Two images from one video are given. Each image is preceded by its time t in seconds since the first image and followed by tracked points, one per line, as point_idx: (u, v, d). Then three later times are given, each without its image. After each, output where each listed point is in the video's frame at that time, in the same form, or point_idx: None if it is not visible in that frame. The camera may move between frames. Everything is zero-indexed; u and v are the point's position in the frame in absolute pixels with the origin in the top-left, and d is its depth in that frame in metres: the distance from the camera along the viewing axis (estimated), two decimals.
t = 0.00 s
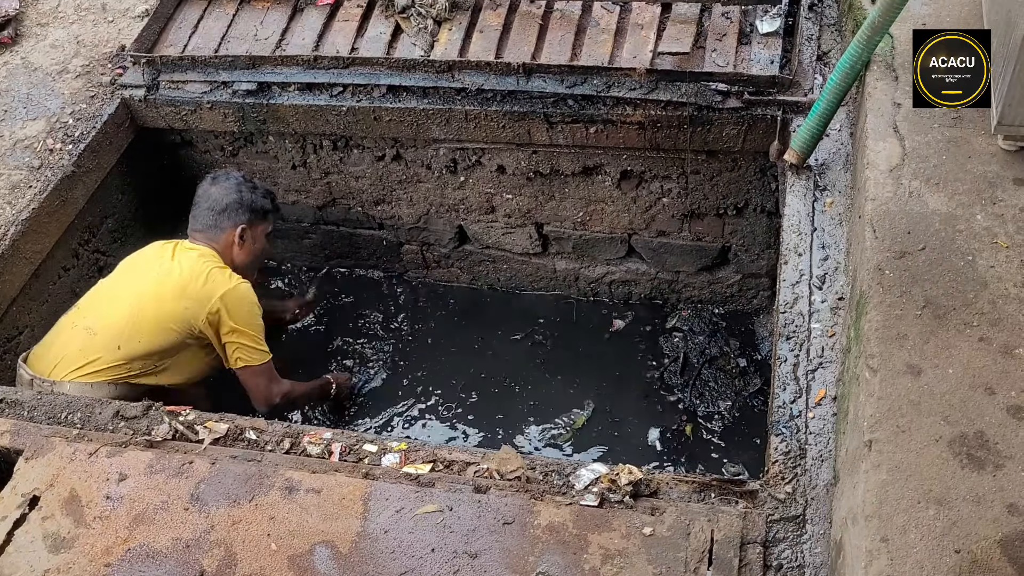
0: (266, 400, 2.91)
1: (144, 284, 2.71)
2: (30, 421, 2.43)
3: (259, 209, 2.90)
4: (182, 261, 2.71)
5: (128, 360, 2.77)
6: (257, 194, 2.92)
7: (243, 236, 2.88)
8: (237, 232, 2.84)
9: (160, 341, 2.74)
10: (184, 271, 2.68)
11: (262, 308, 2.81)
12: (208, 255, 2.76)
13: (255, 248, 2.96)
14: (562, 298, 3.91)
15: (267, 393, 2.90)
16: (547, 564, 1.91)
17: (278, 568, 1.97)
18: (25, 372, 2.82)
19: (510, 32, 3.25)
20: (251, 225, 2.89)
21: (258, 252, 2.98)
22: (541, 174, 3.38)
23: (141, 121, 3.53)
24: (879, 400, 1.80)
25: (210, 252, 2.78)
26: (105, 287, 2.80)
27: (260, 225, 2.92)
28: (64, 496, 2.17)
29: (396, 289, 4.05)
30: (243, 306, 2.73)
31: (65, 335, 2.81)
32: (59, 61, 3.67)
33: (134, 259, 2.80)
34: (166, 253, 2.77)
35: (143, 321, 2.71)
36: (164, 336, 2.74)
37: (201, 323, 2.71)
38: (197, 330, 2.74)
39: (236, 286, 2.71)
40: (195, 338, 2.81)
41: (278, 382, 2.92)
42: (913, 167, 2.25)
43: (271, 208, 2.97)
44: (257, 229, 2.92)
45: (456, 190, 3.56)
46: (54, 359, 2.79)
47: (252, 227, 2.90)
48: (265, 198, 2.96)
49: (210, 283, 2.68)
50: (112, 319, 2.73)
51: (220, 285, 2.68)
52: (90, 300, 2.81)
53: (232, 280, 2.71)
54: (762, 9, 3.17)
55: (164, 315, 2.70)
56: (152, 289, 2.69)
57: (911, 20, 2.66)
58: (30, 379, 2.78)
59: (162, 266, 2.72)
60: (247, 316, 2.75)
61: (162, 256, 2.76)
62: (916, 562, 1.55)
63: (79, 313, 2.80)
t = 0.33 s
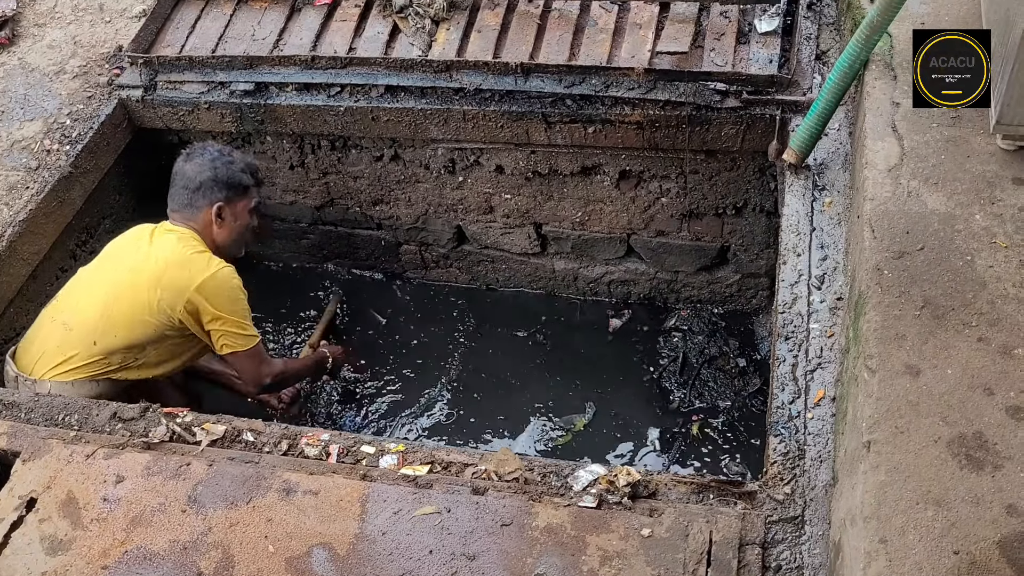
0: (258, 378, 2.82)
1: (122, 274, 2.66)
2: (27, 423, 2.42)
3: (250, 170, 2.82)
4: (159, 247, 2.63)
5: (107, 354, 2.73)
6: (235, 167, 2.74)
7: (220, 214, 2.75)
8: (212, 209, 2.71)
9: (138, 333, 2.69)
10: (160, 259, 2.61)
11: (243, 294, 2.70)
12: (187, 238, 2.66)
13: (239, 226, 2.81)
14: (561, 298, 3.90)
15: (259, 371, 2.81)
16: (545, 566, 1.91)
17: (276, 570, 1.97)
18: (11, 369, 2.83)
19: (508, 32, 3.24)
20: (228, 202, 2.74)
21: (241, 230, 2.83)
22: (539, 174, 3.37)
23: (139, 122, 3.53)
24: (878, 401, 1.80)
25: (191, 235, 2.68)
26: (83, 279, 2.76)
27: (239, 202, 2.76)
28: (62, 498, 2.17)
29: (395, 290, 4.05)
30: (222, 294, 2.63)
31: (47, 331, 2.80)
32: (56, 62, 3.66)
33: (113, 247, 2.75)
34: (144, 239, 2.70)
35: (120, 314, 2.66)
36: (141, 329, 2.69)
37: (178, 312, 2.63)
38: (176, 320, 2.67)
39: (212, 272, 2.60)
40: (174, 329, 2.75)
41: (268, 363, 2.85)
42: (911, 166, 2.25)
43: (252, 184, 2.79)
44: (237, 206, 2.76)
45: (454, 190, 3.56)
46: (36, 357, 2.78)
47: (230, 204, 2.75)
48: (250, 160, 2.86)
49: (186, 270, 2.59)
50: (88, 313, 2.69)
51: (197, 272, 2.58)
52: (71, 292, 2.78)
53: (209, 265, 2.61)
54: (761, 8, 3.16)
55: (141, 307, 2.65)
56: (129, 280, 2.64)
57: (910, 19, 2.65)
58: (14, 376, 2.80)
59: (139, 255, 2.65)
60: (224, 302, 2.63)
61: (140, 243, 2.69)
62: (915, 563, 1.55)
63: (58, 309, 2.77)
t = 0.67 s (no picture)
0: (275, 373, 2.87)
1: (123, 279, 2.64)
2: (30, 422, 2.42)
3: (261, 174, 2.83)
4: (163, 252, 2.62)
5: (106, 358, 2.73)
6: (242, 171, 2.73)
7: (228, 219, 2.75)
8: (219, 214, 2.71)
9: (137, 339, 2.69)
10: (165, 264, 2.59)
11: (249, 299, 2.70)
12: (192, 244, 2.65)
13: (247, 231, 2.80)
14: (564, 297, 3.90)
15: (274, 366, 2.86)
16: (548, 564, 1.91)
17: (279, 569, 1.97)
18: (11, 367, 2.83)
19: (510, 31, 3.24)
20: (236, 207, 2.73)
21: (250, 237, 2.83)
22: (541, 173, 3.37)
23: (141, 121, 3.53)
24: (882, 399, 1.79)
25: (197, 241, 2.67)
26: (84, 281, 2.75)
27: (246, 207, 2.75)
28: (64, 497, 2.17)
29: (394, 289, 4.04)
30: (225, 302, 2.62)
31: (47, 330, 2.80)
32: (58, 61, 3.66)
33: (115, 248, 2.72)
34: (148, 242, 2.68)
35: (119, 319, 2.66)
36: (141, 333, 2.67)
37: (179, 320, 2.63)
38: (176, 328, 2.66)
39: (216, 281, 2.59)
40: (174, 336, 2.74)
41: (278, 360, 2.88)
42: (915, 165, 2.25)
43: (261, 189, 2.78)
44: (243, 210, 2.75)
45: (457, 189, 3.55)
46: (36, 357, 2.78)
47: (238, 209, 2.74)
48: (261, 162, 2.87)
49: (189, 279, 2.58)
50: (88, 316, 2.68)
51: (201, 281, 2.58)
52: (72, 293, 2.77)
53: (216, 271, 2.60)
54: (764, 6, 3.16)
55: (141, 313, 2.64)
56: (131, 284, 2.63)
57: (913, 16, 2.64)
58: (13, 375, 2.80)
59: (142, 259, 2.64)
60: (230, 308, 2.64)
61: (143, 246, 2.67)
62: (919, 562, 1.54)
63: (57, 309, 2.76)
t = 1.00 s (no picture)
0: (211, 388, 2.69)
1: (115, 256, 2.67)
2: (36, 420, 2.43)
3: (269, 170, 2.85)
4: (155, 230, 2.65)
5: (98, 337, 2.74)
6: (229, 148, 2.75)
7: (217, 195, 2.78)
8: (207, 189, 2.76)
9: (127, 317, 2.70)
10: (156, 242, 2.61)
11: (231, 280, 2.66)
12: (183, 224, 2.67)
13: (238, 207, 2.81)
14: (568, 296, 3.91)
15: (213, 381, 2.69)
16: (554, 563, 1.91)
17: (285, 567, 1.97)
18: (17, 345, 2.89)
19: (514, 30, 3.24)
20: (223, 184, 2.75)
21: (241, 214, 2.84)
22: (545, 172, 3.38)
23: (146, 120, 3.54)
24: (887, 397, 1.79)
25: (190, 221, 2.69)
26: (82, 262, 2.79)
27: (234, 183, 2.75)
28: (71, 495, 2.17)
29: (397, 289, 4.04)
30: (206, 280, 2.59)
31: (46, 313, 2.83)
32: (64, 61, 3.67)
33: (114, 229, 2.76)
34: (145, 224, 2.71)
35: (109, 296, 2.67)
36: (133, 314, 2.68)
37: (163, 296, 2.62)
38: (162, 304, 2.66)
39: (199, 257, 2.58)
40: (163, 315, 2.74)
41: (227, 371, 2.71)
42: (920, 164, 2.25)
43: (251, 165, 2.77)
44: (232, 186, 2.76)
45: (461, 188, 3.56)
46: (34, 338, 2.81)
47: (226, 186, 2.76)
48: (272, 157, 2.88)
49: (175, 254, 2.58)
50: (83, 296, 2.70)
51: (185, 256, 2.57)
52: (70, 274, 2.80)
53: (203, 253, 2.59)
54: (769, 5, 3.16)
55: (129, 289, 2.64)
56: (122, 262, 2.64)
57: (918, 16, 2.63)
58: (19, 355, 2.86)
59: (136, 238, 2.66)
60: (209, 292, 2.59)
61: (141, 226, 2.70)
62: (925, 560, 1.54)
63: (57, 291, 2.79)
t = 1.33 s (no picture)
0: (144, 358, 2.55)
1: (121, 237, 2.70)
2: (40, 417, 2.43)
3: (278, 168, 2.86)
4: (162, 213, 2.68)
5: (99, 318, 2.75)
6: (253, 140, 2.78)
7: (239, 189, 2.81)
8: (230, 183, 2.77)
9: (125, 298, 2.70)
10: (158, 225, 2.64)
11: (224, 267, 2.65)
12: (191, 209, 2.70)
13: (256, 201, 2.85)
14: (572, 295, 3.91)
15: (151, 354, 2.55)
16: (557, 559, 1.91)
17: (289, 563, 1.98)
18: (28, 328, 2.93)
19: (517, 28, 3.25)
20: (246, 178, 2.78)
21: (259, 209, 2.88)
22: (548, 170, 3.38)
23: (149, 118, 3.54)
24: (890, 395, 1.80)
25: (200, 207, 2.73)
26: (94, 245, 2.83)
27: (257, 178, 2.79)
28: (75, 492, 2.18)
29: (400, 288, 4.05)
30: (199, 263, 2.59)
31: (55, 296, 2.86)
32: (67, 58, 3.68)
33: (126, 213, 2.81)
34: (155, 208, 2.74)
35: (110, 275, 2.68)
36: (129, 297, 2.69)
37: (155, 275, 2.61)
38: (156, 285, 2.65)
39: (197, 240, 2.59)
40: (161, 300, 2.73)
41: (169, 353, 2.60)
42: (923, 161, 2.25)
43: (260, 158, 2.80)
44: (254, 181, 2.80)
45: (464, 186, 3.56)
46: (39, 320, 2.84)
47: (249, 180, 2.79)
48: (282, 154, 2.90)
49: (174, 234, 2.60)
50: (86, 279, 2.73)
51: (184, 238, 2.59)
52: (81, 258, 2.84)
53: (202, 238, 2.60)
54: (772, 2, 3.15)
55: (127, 269, 2.65)
56: (126, 242, 2.67)
57: (921, 13, 2.63)
58: (22, 336, 2.88)
59: (142, 221, 2.69)
60: (197, 273, 2.58)
61: (149, 210, 2.74)
62: (928, 556, 1.55)
63: (66, 273, 2.82)
